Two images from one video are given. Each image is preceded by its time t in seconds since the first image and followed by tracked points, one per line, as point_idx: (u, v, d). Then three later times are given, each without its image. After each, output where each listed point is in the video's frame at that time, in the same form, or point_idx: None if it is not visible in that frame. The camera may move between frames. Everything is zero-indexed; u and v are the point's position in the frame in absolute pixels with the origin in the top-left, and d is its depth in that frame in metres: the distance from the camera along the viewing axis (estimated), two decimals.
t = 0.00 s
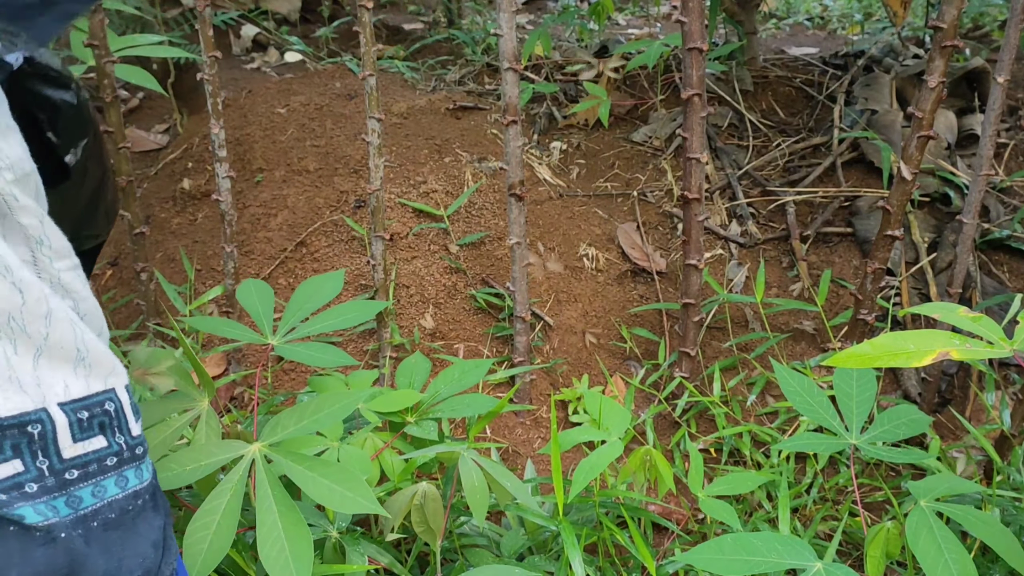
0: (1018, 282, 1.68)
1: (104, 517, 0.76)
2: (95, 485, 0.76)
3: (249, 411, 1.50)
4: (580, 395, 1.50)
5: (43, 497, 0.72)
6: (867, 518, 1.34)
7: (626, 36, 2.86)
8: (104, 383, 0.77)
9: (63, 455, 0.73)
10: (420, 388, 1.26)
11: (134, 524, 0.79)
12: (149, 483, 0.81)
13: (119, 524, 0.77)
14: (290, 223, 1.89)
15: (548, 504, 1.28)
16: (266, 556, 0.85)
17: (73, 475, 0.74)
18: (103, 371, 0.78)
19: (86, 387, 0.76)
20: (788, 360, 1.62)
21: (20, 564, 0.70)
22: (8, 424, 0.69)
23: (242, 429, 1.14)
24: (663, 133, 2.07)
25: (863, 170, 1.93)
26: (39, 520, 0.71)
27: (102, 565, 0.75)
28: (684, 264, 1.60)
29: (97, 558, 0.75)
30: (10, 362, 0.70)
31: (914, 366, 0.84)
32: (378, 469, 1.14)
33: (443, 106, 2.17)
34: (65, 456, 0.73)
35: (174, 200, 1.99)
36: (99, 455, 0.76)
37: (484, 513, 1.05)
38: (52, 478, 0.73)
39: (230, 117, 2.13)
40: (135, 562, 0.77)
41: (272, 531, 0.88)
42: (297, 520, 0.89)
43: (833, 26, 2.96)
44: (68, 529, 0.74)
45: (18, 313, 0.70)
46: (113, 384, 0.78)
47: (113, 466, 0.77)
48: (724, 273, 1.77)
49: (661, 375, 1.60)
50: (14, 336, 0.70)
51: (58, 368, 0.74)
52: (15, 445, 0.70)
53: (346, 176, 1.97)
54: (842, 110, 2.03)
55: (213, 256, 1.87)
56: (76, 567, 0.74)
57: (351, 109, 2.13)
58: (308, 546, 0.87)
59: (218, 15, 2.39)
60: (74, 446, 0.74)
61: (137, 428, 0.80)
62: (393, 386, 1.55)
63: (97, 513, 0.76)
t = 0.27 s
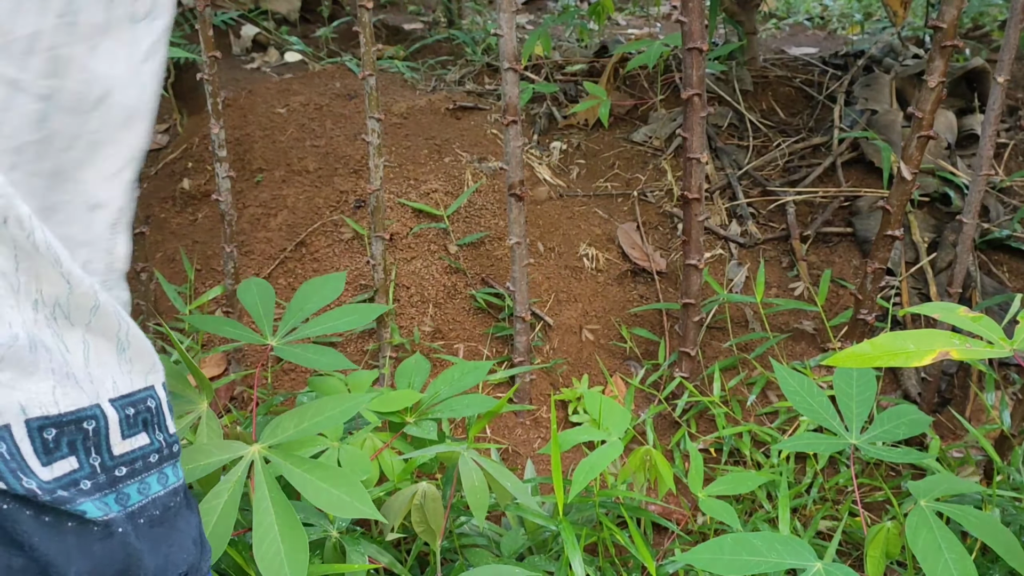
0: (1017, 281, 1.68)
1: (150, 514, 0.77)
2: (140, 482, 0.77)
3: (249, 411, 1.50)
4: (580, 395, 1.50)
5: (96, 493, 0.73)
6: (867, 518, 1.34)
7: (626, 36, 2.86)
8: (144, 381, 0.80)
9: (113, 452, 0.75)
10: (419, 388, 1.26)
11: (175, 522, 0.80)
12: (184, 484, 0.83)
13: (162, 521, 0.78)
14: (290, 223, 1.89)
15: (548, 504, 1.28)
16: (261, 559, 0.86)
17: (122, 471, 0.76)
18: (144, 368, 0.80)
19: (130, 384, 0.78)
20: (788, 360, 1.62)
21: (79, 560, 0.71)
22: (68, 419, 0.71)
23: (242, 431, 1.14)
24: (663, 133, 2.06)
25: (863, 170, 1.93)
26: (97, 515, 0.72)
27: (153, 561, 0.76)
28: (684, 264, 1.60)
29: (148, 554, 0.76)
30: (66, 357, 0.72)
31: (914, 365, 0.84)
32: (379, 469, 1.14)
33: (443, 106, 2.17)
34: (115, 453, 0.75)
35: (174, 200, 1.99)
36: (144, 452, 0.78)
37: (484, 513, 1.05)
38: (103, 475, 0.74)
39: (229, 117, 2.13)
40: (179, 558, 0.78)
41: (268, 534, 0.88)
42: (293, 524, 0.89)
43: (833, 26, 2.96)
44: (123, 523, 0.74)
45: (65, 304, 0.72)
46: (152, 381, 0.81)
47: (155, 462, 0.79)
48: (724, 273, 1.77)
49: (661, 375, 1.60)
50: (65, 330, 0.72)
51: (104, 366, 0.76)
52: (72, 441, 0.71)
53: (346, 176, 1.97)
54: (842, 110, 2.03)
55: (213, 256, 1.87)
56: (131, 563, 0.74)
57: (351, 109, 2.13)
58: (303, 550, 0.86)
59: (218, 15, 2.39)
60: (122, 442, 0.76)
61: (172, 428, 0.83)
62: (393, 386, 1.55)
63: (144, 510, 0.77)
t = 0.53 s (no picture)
0: (1018, 281, 1.68)
1: (181, 506, 0.72)
2: (172, 474, 0.73)
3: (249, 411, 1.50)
4: (580, 395, 1.50)
5: (133, 483, 0.69)
6: (867, 518, 1.35)
7: (626, 36, 2.86)
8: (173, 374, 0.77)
9: (147, 443, 0.71)
10: (419, 388, 1.26)
11: (203, 516, 0.75)
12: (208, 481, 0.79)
13: (192, 513, 0.74)
14: (290, 223, 1.89)
15: (548, 504, 1.28)
16: (267, 558, 0.86)
17: (156, 462, 0.72)
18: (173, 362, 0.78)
19: (163, 377, 0.75)
20: (788, 360, 1.62)
21: (120, 549, 0.65)
22: (111, 408, 0.67)
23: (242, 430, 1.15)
24: (663, 133, 2.06)
25: (864, 170, 1.93)
26: (135, 503, 0.68)
27: (189, 552, 0.70)
28: (684, 264, 1.60)
29: (183, 544, 0.70)
30: (110, 347, 0.69)
31: (915, 365, 0.83)
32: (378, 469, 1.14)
33: (443, 106, 2.17)
34: (150, 444, 0.71)
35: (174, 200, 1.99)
36: (175, 445, 0.74)
37: (485, 513, 1.05)
38: (139, 466, 0.70)
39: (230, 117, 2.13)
40: (212, 551, 0.74)
41: (272, 533, 0.88)
42: (297, 522, 0.89)
43: (833, 26, 2.97)
44: (160, 512, 0.70)
45: (104, 294, 0.71)
46: (179, 377, 0.78)
47: (185, 455, 0.75)
48: (724, 273, 1.77)
49: (661, 375, 1.60)
50: (109, 321, 0.70)
51: (142, 359, 0.73)
52: (112, 430, 0.67)
53: (346, 177, 1.97)
54: (842, 110, 2.03)
55: (213, 256, 1.87)
56: (168, 553, 0.69)
57: (351, 109, 2.14)
58: (308, 547, 0.87)
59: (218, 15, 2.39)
60: (156, 434, 0.72)
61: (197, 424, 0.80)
62: (393, 386, 1.55)
63: (176, 501, 0.72)
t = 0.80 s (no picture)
0: (1018, 282, 1.68)
1: (179, 502, 0.74)
2: (170, 470, 0.73)
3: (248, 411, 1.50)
4: (580, 395, 1.50)
5: (128, 480, 0.69)
6: (867, 518, 1.34)
7: (626, 36, 2.86)
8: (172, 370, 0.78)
9: (144, 439, 0.71)
10: (420, 387, 1.26)
11: (201, 511, 0.77)
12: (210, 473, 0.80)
13: (189, 510, 0.75)
14: (290, 223, 1.89)
15: (548, 504, 1.28)
16: (269, 554, 0.86)
17: (153, 459, 0.72)
18: (169, 359, 0.78)
19: (159, 373, 0.75)
20: (788, 360, 1.62)
21: (112, 545, 0.68)
22: (103, 405, 0.67)
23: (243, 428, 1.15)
24: (663, 133, 2.06)
25: (864, 170, 1.93)
26: (130, 502, 0.69)
27: (183, 548, 0.73)
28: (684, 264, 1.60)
29: (178, 541, 0.72)
30: (101, 345, 0.69)
31: (915, 365, 0.83)
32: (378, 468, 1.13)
33: (444, 106, 2.17)
34: (147, 440, 0.71)
35: (174, 200, 1.99)
36: (174, 441, 0.74)
37: (485, 513, 1.05)
38: (135, 462, 0.70)
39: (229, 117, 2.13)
40: (207, 548, 0.75)
41: (275, 529, 0.88)
42: (300, 518, 0.89)
43: (833, 26, 2.97)
44: (154, 509, 0.71)
45: (94, 293, 0.70)
46: (177, 372, 0.79)
47: (184, 452, 0.75)
48: (725, 273, 1.77)
49: (661, 375, 1.60)
50: (99, 319, 0.70)
51: (135, 356, 0.73)
52: (106, 427, 0.67)
53: (346, 176, 1.97)
54: (842, 110, 2.03)
55: (213, 256, 1.86)
56: (161, 549, 0.71)
57: (351, 109, 2.13)
58: (311, 544, 0.87)
59: (218, 15, 2.38)
60: (153, 430, 0.72)
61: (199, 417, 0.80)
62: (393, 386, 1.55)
63: (173, 497, 0.73)
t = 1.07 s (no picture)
0: (1018, 282, 1.68)
1: (169, 504, 0.76)
2: (161, 473, 0.76)
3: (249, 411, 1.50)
4: (580, 395, 1.50)
5: (116, 483, 0.72)
6: (867, 518, 1.34)
7: (626, 36, 2.86)
8: (167, 373, 0.80)
9: (134, 442, 0.74)
10: (419, 387, 1.26)
11: (195, 513, 0.79)
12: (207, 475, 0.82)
13: (178, 513, 0.77)
14: (290, 222, 1.89)
15: (548, 504, 1.28)
16: (269, 553, 0.86)
17: (143, 461, 0.75)
18: (163, 361, 0.80)
19: (151, 375, 0.77)
20: (788, 360, 1.62)
21: (94, 550, 0.70)
22: (90, 410, 0.70)
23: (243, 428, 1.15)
24: (663, 133, 2.06)
25: (864, 170, 1.93)
26: (114, 506, 0.71)
27: (168, 552, 0.75)
28: (684, 264, 1.60)
29: (164, 546, 0.75)
30: (88, 350, 0.71)
31: (915, 365, 0.83)
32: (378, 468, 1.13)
33: (443, 106, 2.17)
34: (137, 442, 0.74)
35: (174, 200, 1.99)
36: (165, 443, 0.77)
37: (485, 513, 1.05)
38: (124, 464, 0.73)
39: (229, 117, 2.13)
40: (197, 551, 0.77)
41: (276, 528, 0.88)
42: (301, 518, 0.89)
43: (833, 26, 2.97)
44: (140, 513, 0.73)
45: (81, 299, 0.72)
46: (172, 374, 0.80)
47: (175, 453, 0.78)
48: (725, 273, 1.77)
49: (661, 374, 1.60)
50: (85, 323, 0.71)
51: (125, 359, 0.74)
52: (94, 431, 0.71)
53: (346, 176, 1.97)
54: (842, 110, 2.03)
55: (213, 256, 1.87)
56: (145, 555, 0.73)
57: (351, 109, 2.13)
58: (311, 544, 0.87)
59: (218, 15, 2.38)
60: (143, 433, 0.75)
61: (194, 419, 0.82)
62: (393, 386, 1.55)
63: (163, 501, 0.76)
